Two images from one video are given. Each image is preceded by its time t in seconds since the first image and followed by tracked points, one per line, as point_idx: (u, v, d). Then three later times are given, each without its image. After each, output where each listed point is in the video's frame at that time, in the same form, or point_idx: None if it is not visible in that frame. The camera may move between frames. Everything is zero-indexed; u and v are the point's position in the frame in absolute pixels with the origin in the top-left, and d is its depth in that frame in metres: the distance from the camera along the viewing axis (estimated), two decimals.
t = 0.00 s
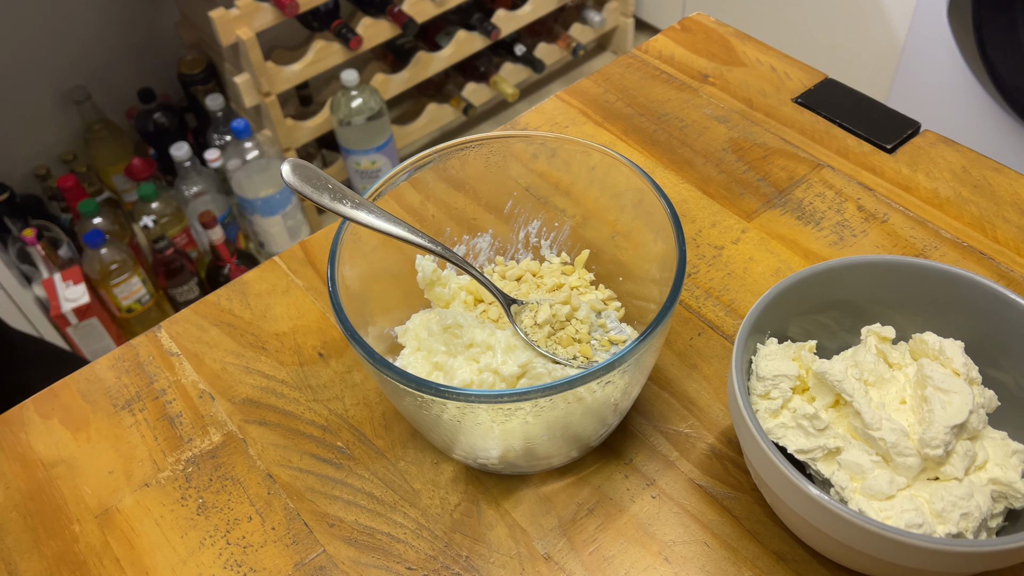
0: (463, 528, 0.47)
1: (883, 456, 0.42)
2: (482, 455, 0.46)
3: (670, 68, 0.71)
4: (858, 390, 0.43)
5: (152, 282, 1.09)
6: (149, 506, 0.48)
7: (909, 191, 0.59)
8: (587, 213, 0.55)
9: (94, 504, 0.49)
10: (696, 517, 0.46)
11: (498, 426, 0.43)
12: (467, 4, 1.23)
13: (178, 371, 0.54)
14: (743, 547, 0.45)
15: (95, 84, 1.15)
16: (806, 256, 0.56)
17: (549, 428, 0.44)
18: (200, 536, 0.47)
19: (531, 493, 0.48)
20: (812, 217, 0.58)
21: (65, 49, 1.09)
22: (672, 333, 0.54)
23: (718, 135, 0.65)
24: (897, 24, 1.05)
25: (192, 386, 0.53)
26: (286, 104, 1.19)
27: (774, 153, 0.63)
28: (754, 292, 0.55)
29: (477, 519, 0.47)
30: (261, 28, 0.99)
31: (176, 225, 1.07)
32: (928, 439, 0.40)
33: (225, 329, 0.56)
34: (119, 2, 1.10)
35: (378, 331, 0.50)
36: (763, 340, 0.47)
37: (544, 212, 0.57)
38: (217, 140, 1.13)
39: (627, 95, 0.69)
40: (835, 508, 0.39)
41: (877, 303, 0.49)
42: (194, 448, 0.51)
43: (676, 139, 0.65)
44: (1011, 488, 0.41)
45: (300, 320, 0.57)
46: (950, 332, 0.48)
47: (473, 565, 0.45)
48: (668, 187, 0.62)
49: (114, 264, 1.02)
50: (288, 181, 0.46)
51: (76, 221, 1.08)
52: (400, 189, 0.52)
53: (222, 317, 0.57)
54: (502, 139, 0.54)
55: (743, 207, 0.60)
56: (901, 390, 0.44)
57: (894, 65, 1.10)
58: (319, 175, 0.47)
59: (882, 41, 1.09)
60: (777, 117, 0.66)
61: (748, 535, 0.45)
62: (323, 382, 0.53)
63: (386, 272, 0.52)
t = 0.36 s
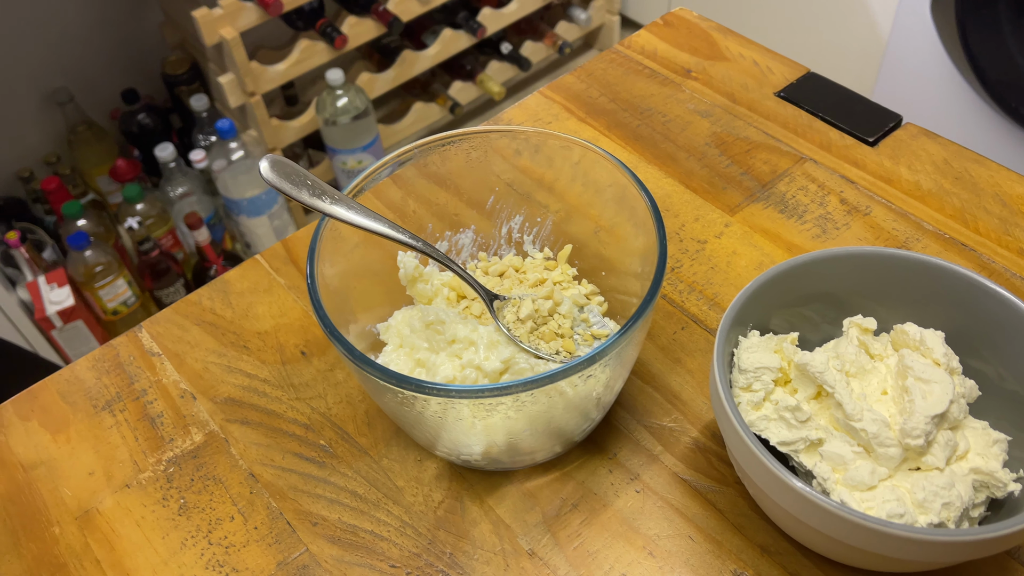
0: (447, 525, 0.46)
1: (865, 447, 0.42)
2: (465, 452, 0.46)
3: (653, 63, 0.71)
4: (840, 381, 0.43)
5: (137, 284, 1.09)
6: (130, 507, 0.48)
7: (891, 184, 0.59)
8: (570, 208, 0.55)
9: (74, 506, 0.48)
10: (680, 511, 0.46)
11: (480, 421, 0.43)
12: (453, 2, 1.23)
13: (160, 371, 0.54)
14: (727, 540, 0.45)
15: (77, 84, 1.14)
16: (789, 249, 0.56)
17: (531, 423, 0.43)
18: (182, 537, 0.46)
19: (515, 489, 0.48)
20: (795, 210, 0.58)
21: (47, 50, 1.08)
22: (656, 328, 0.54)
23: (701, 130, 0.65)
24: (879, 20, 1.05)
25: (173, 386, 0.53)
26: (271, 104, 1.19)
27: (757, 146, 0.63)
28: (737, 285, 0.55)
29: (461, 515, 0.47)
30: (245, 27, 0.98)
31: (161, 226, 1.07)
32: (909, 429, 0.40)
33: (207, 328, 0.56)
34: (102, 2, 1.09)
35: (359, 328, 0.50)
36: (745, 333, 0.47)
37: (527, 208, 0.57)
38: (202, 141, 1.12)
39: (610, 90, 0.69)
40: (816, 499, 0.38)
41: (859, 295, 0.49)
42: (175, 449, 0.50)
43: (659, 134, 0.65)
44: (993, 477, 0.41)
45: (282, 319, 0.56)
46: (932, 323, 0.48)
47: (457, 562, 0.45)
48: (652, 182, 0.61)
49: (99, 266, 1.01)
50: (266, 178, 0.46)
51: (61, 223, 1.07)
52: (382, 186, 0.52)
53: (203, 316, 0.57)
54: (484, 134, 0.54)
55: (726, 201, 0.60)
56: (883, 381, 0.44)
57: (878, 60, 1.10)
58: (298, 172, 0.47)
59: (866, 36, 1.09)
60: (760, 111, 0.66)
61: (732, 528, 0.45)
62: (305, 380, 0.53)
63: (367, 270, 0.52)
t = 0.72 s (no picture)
0: (428, 521, 0.46)
1: (845, 437, 0.42)
2: (445, 446, 0.46)
3: (636, 57, 0.71)
4: (820, 372, 0.43)
5: (125, 284, 1.08)
6: (108, 505, 0.47)
7: (874, 175, 0.59)
8: (552, 202, 0.55)
9: (52, 505, 0.48)
10: (662, 504, 0.46)
11: (459, 415, 0.42)
12: None
13: (139, 369, 0.53)
14: (709, 533, 0.44)
15: (62, 84, 1.13)
16: (772, 241, 0.56)
17: (511, 416, 0.43)
18: (160, 535, 0.46)
19: (496, 483, 0.48)
20: (778, 202, 0.58)
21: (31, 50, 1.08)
22: (639, 321, 0.54)
23: (685, 123, 0.65)
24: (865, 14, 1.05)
25: (152, 384, 0.53)
26: (258, 102, 1.18)
27: (740, 139, 0.63)
28: (720, 278, 0.55)
29: (442, 511, 0.46)
30: (231, 25, 0.97)
31: (148, 226, 1.06)
32: (889, 419, 0.40)
33: (187, 325, 0.56)
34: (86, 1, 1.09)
35: (339, 324, 0.50)
36: (726, 324, 0.47)
37: (508, 201, 0.57)
38: (188, 140, 1.11)
39: (594, 84, 0.69)
40: (797, 491, 0.38)
41: (841, 286, 0.49)
42: (154, 446, 0.50)
43: (642, 127, 0.65)
44: (973, 467, 0.40)
45: (263, 315, 0.56)
46: (913, 314, 0.48)
47: (438, 557, 0.44)
48: (635, 175, 0.61)
49: (85, 267, 1.00)
50: (242, 172, 0.46)
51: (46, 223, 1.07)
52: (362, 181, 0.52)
53: (183, 313, 0.56)
54: (463, 127, 0.53)
55: (709, 193, 0.60)
56: (863, 371, 0.44)
57: (865, 54, 1.10)
58: (275, 166, 0.46)
59: (852, 30, 1.09)
60: (744, 104, 0.66)
61: (714, 520, 0.45)
62: (285, 376, 0.53)
63: (347, 264, 0.52)
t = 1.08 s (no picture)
0: (413, 520, 0.46)
1: (829, 433, 0.42)
2: (428, 445, 0.45)
3: (622, 53, 0.71)
4: (803, 367, 0.43)
5: (113, 285, 1.07)
6: (89, 506, 0.47)
7: (860, 171, 0.59)
8: (538, 199, 0.54)
9: (33, 507, 0.47)
10: (647, 502, 0.46)
11: (441, 413, 0.42)
12: None
13: (122, 370, 0.53)
14: (694, 530, 0.44)
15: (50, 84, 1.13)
16: (757, 237, 0.56)
17: (493, 414, 0.43)
18: (142, 537, 0.45)
19: (481, 482, 0.47)
20: (764, 198, 0.58)
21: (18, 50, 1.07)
22: (624, 318, 0.54)
23: (670, 119, 0.65)
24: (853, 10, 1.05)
25: (135, 384, 0.52)
26: (248, 101, 1.18)
27: (726, 135, 0.63)
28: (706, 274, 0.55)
29: (426, 510, 0.46)
30: (219, 24, 0.97)
31: (137, 226, 1.06)
32: (872, 414, 0.40)
33: (170, 325, 0.55)
34: None
35: (321, 322, 0.49)
36: (710, 320, 0.47)
37: (492, 198, 0.56)
38: (177, 139, 1.11)
39: (579, 80, 0.69)
40: (781, 488, 0.38)
41: (825, 281, 0.49)
42: (136, 447, 0.49)
43: (629, 123, 0.65)
44: (956, 462, 0.40)
45: (246, 315, 0.56)
46: (897, 309, 0.48)
47: (422, 557, 0.44)
48: (621, 171, 0.61)
49: (74, 267, 0.99)
50: (222, 170, 0.45)
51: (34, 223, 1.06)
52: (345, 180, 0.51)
53: (167, 312, 0.56)
54: (446, 124, 0.53)
55: (695, 189, 0.60)
56: (847, 366, 0.44)
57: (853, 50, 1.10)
58: (256, 164, 0.46)
59: (841, 26, 1.10)
60: (730, 100, 0.66)
61: (700, 518, 0.45)
62: (269, 376, 0.53)
63: (330, 263, 0.51)
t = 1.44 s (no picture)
0: (405, 517, 0.45)
1: (822, 428, 0.41)
2: (420, 442, 0.45)
3: (616, 49, 0.71)
4: (797, 362, 0.43)
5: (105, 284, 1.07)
6: (79, 506, 0.46)
7: (854, 165, 0.59)
8: (530, 194, 0.54)
9: (22, 506, 0.47)
10: (641, 498, 0.45)
11: (433, 410, 0.42)
12: None
13: (111, 368, 0.53)
14: (688, 526, 0.44)
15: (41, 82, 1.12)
16: (750, 232, 0.56)
17: (486, 410, 0.42)
18: (131, 536, 0.45)
19: (474, 479, 0.47)
20: (757, 193, 0.58)
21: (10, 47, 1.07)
22: (618, 314, 0.54)
23: (664, 114, 0.65)
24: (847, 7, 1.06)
25: (125, 382, 0.52)
26: (241, 98, 1.17)
27: (719, 130, 0.63)
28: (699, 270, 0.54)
29: (419, 507, 0.46)
30: (211, 21, 0.96)
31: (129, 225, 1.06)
32: (866, 409, 0.40)
33: (160, 323, 0.55)
34: None
35: (312, 319, 0.49)
36: (703, 315, 0.46)
37: (484, 193, 0.56)
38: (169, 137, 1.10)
39: (573, 76, 0.69)
40: (776, 484, 0.37)
41: (819, 276, 0.49)
42: (126, 446, 0.49)
43: (622, 119, 0.65)
44: (950, 456, 0.40)
45: (238, 312, 0.55)
46: (890, 304, 0.48)
47: (414, 555, 0.44)
48: (614, 167, 0.61)
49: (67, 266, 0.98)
50: (211, 165, 0.45)
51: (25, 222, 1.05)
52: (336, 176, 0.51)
53: (157, 310, 0.56)
54: (437, 119, 0.53)
55: (688, 185, 0.60)
56: (841, 361, 0.44)
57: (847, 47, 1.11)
58: (244, 160, 0.46)
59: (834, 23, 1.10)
60: (723, 95, 0.66)
61: (694, 514, 0.45)
62: (260, 373, 0.52)
63: (321, 259, 0.51)
